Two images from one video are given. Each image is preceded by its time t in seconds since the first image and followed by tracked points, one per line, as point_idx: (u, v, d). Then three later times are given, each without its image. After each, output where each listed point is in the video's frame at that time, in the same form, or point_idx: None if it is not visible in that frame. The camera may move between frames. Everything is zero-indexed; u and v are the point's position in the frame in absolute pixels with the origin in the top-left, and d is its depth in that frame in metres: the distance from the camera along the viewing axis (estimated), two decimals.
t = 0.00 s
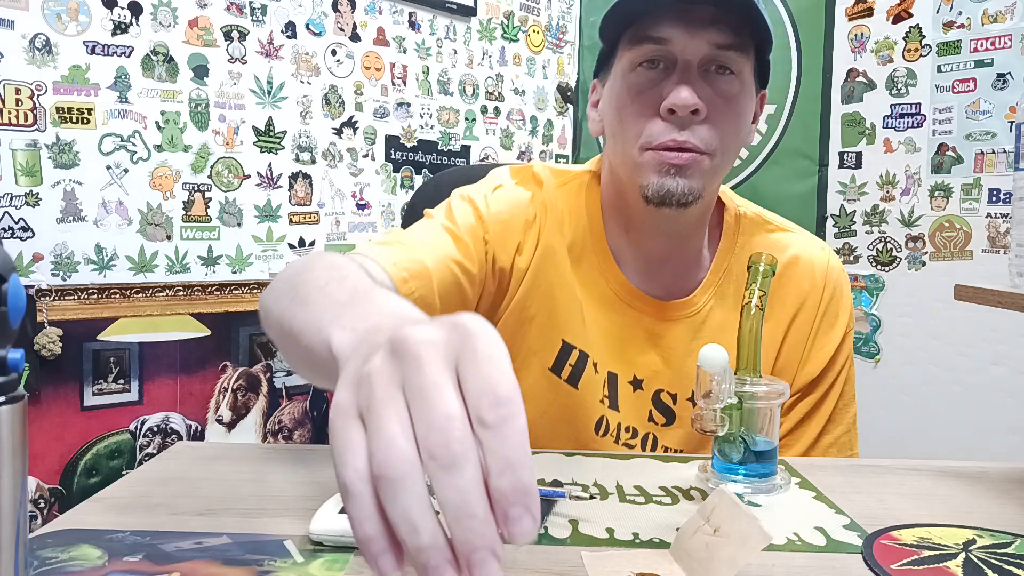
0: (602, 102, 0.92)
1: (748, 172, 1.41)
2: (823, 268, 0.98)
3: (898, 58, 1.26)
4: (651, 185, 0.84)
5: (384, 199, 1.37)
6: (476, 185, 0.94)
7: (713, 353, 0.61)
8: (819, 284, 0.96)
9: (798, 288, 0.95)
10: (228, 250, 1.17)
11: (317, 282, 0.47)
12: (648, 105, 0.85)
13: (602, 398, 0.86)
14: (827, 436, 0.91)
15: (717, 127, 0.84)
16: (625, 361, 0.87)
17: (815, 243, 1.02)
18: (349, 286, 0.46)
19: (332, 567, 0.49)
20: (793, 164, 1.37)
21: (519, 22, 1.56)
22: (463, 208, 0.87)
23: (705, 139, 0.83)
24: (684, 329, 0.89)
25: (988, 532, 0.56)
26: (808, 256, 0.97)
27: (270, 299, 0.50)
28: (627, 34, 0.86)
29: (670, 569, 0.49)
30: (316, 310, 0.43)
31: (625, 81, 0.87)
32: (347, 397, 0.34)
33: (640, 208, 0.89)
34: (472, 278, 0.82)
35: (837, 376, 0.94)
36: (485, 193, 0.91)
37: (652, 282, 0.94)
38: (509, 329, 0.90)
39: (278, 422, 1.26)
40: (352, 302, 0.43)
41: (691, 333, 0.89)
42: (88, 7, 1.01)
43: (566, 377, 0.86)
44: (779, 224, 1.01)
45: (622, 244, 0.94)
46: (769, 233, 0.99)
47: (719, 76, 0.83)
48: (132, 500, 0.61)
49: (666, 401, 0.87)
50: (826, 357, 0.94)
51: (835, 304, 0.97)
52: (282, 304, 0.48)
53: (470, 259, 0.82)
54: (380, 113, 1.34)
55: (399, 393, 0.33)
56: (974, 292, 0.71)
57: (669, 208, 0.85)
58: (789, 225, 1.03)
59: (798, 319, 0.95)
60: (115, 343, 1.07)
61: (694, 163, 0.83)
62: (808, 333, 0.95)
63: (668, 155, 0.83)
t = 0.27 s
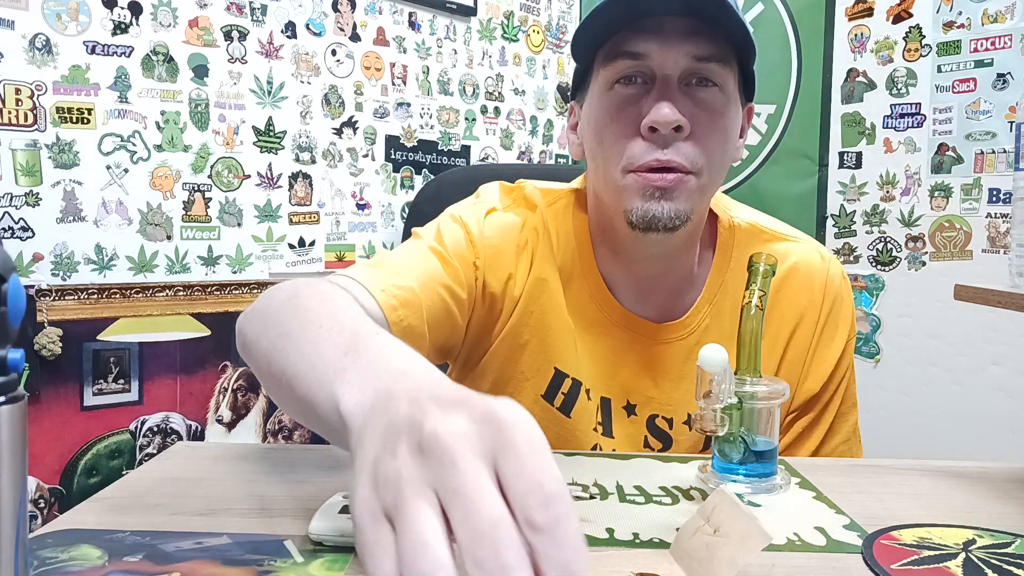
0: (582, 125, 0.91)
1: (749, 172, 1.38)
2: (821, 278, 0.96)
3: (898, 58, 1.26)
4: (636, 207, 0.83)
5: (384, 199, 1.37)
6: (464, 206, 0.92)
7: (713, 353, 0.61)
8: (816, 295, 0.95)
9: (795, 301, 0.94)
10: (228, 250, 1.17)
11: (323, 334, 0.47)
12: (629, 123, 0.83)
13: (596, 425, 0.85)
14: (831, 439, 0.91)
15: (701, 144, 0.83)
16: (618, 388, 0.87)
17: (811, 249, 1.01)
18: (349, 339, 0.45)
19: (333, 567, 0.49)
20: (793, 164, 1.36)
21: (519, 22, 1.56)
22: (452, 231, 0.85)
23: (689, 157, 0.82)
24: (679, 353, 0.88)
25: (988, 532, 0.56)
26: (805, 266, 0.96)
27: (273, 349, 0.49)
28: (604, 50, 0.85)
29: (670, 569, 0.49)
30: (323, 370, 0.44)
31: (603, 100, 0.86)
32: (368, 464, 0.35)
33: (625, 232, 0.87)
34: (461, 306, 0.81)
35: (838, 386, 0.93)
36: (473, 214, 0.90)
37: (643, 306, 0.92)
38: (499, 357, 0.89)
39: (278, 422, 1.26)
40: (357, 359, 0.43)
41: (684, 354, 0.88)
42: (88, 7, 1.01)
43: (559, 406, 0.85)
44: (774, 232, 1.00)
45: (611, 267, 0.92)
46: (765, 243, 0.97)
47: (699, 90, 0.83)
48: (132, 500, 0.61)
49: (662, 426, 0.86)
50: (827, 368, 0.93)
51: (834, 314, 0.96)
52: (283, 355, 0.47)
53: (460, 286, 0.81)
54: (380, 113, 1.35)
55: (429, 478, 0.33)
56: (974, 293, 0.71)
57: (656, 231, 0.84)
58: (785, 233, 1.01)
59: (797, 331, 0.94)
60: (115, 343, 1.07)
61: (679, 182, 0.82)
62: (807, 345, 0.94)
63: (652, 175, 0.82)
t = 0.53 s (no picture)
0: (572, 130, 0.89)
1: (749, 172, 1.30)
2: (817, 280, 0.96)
3: (898, 58, 1.26)
4: (627, 213, 0.81)
5: (384, 199, 1.37)
6: (467, 214, 0.91)
7: (713, 355, 0.61)
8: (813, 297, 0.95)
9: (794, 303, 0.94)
10: (228, 250, 1.17)
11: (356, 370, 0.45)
12: (618, 124, 0.82)
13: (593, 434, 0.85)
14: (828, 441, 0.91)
15: (692, 146, 0.82)
16: (614, 394, 0.87)
17: (806, 250, 1.00)
18: (379, 380, 0.44)
19: (333, 568, 0.49)
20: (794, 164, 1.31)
21: (519, 22, 1.56)
22: (462, 238, 0.84)
23: (679, 158, 0.81)
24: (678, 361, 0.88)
25: (989, 532, 0.56)
26: (802, 268, 0.96)
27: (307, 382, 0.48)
28: (593, 52, 0.84)
29: (670, 570, 0.49)
30: (354, 411, 0.42)
31: (593, 102, 0.85)
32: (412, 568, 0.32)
33: (617, 238, 0.86)
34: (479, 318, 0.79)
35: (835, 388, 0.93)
36: (477, 221, 0.88)
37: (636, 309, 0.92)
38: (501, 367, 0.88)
39: (278, 422, 1.26)
40: (386, 402, 0.41)
41: (683, 360, 0.88)
42: (88, 7, 1.00)
43: (560, 414, 0.85)
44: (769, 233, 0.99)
45: (604, 274, 0.92)
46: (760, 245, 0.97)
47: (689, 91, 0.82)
48: (132, 500, 0.60)
49: (659, 433, 0.87)
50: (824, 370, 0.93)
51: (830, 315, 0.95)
52: (313, 385, 0.46)
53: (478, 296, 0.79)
54: (380, 113, 1.34)
55: None
56: (974, 293, 0.71)
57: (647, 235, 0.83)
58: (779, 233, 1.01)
59: (795, 334, 0.94)
60: (115, 343, 1.07)
61: (669, 186, 0.81)
62: (804, 347, 0.94)
63: (642, 177, 0.81)
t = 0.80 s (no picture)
0: (573, 128, 0.87)
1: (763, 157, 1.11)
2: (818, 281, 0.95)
3: (898, 58, 1.26)
4: (631, 214, 0.82)
5: (384, 199, 1.37)
6: (472, 212, 0.92)
7: (715, 355, 0.61)
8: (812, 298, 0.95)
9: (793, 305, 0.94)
10: (228, 250, 1.17)
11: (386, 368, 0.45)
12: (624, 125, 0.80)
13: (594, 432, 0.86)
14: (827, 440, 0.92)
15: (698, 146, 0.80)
16: (615, 392, 0.88)
17: (809, 249, 1.00)
18: (411, 382, 0.44)
19: (333, 568, 0.49)
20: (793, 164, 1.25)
21: (519, 21, 1.53)
22: (470, 235, 0.85)
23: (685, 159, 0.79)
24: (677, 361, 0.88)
25: (989, 532, 0.56)
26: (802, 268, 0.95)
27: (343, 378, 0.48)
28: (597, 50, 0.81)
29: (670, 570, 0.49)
30: (382, 413, 0.42)
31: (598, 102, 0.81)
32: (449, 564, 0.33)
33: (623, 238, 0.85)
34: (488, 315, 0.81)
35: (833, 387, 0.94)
36: (483, 219, 0.89)
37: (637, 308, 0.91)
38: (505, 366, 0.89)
39: (278, 423, 1.26)
40: (420, 403, 0.41)
41: (683, 361, 0.88)
42: (88, 7, 1.00)
43: (563, 412, 0.86)
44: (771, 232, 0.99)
45: (606, 273, 0.91)
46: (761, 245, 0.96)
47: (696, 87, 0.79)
48: (132, 500, 0.60)
49: (660, 430, 0.87)
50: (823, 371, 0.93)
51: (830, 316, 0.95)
52: (342, 384, 0.47)
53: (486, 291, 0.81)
54: (380, 112, 1.34)
55: None
56: (974, 293, 0.71)
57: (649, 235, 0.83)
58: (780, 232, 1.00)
59: (793, 334, 0.94)
60: (115, 343, 1.07)
61: (674, 186, 0.80)
62: (803, 348, 0.94)
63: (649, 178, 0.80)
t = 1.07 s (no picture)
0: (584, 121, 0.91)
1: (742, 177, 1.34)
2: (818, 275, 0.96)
3: (898, 58, 1.26)
4: (640, 207, 0.85)
5: (384, 199, 1.37)
6: (483, 199, 0.92)
7: (715, 355, 0.61)
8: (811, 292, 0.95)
9: (792, 298, 0.94)
10: (228, 250, 1.17)
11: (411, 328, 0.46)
12: (634, 125, 0.84)
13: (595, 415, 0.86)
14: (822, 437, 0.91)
15: (706, 147, 0.85)
16: (617, 379, 0.87)
17: (810, 246, 1.00)
18: (429, 339, 0.43)
19: (333, 568, 0.49)
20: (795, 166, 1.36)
21: (519, 22, 1.56)
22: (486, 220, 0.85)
23: (691, 159, 0.84)
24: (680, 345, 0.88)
25: (989, 532, 0.56)
26: (802, 262, 0.96)
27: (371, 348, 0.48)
28: (608, 52, 0.84)
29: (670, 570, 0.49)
30: (403, 372, 0.42)
31: (610, 101, 0.86)
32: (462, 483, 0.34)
33: (630, 232, 0.89)
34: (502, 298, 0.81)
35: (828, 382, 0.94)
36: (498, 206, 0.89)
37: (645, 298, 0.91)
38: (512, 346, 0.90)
39: (278, 423, 1.26)
40: (438, 359, 0.41)
41: (682, 349, 0.89)
42: (88, 7, 1.00)
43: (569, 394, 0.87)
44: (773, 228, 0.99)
45: (613, 263, 0.91)
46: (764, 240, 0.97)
47: (705, 93, 0.83)
48: (132, 500, 0.60)
49: (662, 416, 0.87)
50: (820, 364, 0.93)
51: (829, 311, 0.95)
52: (369, 349, 0.47)
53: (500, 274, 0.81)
54: (380, 112, 1.35)
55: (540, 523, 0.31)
56: (974, 292, 0.71)
57: (657, 228, 0.86)
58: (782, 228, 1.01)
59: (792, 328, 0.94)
60: (115, 343, 1.07)
61: (682, 183, 0.85)
62: (801, 340, 0.94)
63: (657, 175, 0.85)
